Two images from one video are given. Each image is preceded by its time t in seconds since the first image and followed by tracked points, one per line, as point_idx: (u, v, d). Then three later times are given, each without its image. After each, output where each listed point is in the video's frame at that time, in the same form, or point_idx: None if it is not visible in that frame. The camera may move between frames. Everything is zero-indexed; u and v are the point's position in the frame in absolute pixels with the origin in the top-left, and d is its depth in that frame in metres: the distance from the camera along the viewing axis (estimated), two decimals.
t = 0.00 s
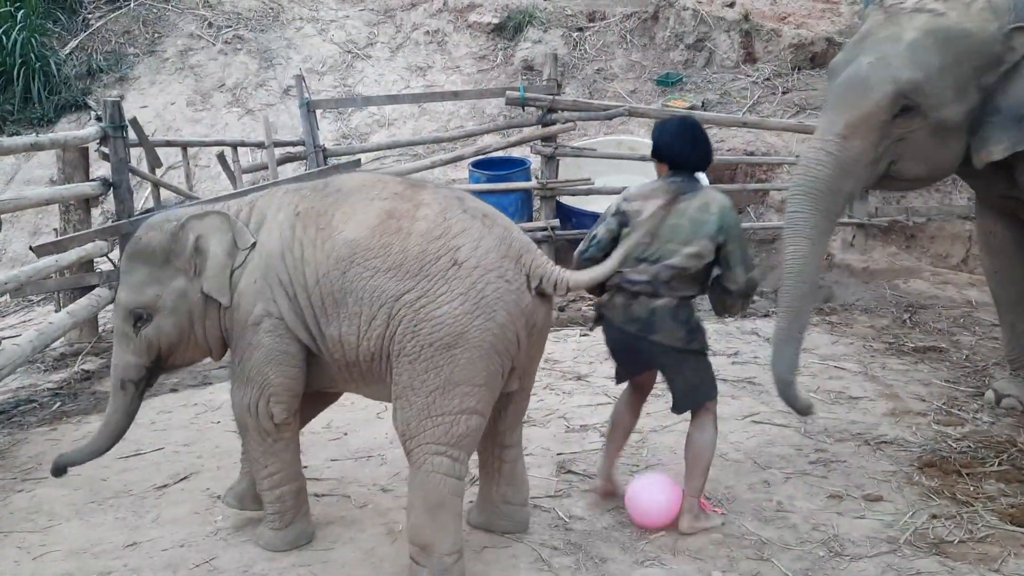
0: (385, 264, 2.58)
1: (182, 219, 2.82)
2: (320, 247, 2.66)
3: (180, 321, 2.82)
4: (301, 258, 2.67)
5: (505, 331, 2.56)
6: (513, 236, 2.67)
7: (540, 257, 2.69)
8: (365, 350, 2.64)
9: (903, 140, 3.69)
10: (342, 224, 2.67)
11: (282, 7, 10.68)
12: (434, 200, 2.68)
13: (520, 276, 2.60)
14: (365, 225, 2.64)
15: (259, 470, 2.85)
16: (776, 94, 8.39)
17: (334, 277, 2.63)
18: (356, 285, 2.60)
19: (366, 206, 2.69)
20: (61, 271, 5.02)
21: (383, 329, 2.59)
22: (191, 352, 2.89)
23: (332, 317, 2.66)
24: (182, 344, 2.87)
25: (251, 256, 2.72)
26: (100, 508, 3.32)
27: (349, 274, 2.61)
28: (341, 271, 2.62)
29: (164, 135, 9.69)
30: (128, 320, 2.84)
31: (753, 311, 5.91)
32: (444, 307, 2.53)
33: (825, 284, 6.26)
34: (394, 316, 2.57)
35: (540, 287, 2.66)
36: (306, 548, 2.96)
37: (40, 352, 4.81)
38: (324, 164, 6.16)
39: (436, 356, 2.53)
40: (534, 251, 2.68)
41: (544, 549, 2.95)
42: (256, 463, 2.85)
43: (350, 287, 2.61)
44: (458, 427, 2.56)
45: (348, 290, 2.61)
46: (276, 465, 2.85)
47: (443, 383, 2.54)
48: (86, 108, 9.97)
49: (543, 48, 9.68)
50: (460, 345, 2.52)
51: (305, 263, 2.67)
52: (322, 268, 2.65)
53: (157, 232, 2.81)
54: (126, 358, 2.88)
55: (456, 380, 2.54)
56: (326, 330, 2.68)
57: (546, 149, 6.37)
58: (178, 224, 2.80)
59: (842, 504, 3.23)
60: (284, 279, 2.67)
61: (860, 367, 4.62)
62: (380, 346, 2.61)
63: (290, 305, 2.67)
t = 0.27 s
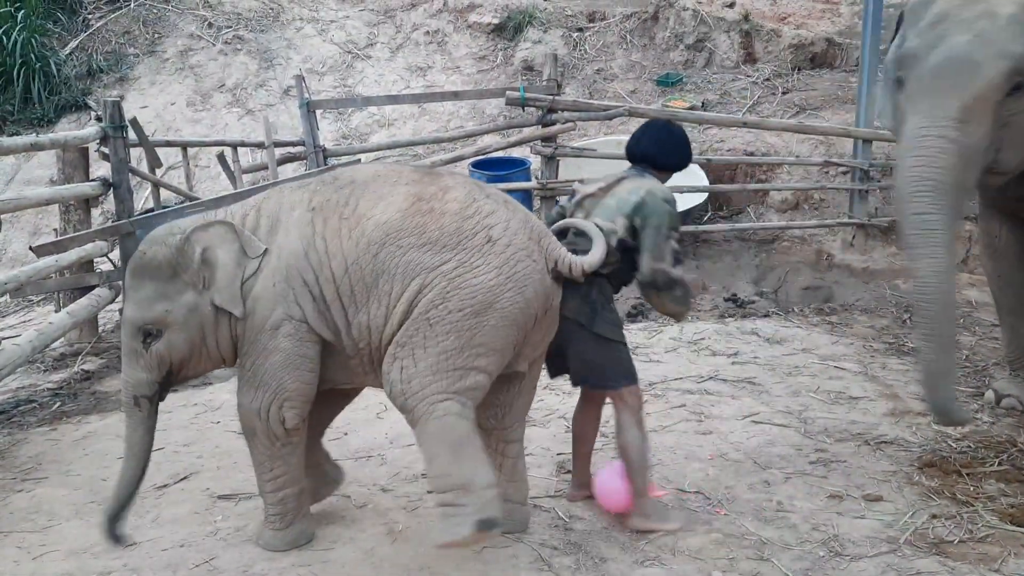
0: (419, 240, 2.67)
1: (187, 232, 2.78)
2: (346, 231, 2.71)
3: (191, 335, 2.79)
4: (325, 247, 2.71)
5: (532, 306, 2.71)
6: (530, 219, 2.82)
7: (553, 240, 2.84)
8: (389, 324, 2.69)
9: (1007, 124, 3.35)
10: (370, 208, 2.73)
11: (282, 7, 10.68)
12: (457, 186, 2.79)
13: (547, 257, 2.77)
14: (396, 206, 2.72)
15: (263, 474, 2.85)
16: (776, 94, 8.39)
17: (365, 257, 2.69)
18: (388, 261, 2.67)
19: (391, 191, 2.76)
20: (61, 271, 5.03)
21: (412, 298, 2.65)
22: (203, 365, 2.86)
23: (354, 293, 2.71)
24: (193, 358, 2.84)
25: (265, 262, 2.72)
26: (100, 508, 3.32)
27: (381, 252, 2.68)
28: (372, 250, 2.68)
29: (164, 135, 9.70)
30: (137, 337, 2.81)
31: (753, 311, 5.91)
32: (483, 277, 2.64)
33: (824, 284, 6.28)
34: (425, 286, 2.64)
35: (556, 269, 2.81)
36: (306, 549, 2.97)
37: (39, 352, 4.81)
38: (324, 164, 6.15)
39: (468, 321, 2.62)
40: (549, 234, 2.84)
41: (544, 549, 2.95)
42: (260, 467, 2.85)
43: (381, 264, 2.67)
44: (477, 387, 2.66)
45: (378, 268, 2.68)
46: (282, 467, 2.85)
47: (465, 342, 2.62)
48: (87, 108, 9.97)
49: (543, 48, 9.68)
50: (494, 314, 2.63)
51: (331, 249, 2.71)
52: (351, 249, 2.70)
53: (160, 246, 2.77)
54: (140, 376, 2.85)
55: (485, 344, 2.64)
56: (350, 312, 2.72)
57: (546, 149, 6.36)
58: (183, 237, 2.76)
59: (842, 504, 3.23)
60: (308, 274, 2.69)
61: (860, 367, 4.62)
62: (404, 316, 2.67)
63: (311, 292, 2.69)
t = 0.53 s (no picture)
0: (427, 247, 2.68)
1: (186, 228, 2.80)
2: (342, 232, 2.72)
3: (187, 332, 2.81)
4: (319, 247, 2.71)
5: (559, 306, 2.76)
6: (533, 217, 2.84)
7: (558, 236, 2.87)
8: (403, 332, 2.70)
9: None
10: (365, 209, 2.74)
11: (282, 8, 10.68)
12: (456, 186, 2.80)
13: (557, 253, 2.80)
14: (396, 212, 2.71)
15: (261, 475, 2.86)
16: (776, 94, 8.39)
17: (362, 258, 2.69)
18: (394, 266, 2.68)
19: (387, 192, 2.77)
20: (61, 271, 5.02)
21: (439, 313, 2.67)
22: (198, 364, 2.87)
23: (361, 300, 2.71)
24: (189, 356, 2.85)
25: (259, 262, 2.72)
26: (100, 508, 3.32)
27: (382, 254, 2.68)
28: (371, 253, 2.69)
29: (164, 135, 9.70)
30: (134, 334, 2.83)
31: (753, 311, 5.91)
32: (506, 288, 2.66)
33: (824, 285, 6.32)
34: (450, 300, 2.66)
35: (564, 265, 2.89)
36: (305, 549, 2.97)
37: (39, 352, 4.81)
38: (324, 164, 6.15)
39: (507, 336, 2.65)
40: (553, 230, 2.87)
41: (543, 549, 2.95)
42: (257, 468, 2.86)
43: (383, 268, 2.68)
44: (539, 402, 2.71)
45: (380, 271, 2.68)
46: (278, 469, 2.85)
47: (519, 360, 2.66)
48: (86, 108, 9.97)
49: (543, 48, 9.68)
50: (529, 323, 2.67)
51: (325, 250, 2.71)
52: (349, 252, 2.70)
53: (160, 243, 2.79)
54: (138, 372, 2.88)
55: (530, 357, 2.67)
56: (349, 314, 2.72)
57: (546, 149, 6.36)
58: (182, 234, 2.77)
59: (842, 504, 3.23)
60: (301, 274, 2.69)
61: (860, 367, 4.62)
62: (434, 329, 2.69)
63: (305, 293, 2.69)
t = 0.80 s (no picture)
0: (435, 283, 2.62)
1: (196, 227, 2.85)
2: (350, 258, 2.67)
3: (193, 324, 2.84)
4: (325, 270, 2.68)
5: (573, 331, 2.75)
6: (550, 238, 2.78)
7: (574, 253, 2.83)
8: (414, 363, 2.68)
9: None
10: (371, 236, 2.67)
11: (282, 7, 10.67)
12: (468, 210, 2.71)
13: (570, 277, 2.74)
14: (406, 243, 2.64)
15: (264, 477, 2.85)
16: (776, 94, 8.39)
17: (369, 289, 2.64)
18: (403, 299, 2.62)
19: (396, 218, 2.69)
20: (60, 271, 5.02)
21: (453, 351, 2.64)
22: (205, 358, 2.90)
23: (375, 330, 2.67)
24: (196, 350, 2.88)
25: (261, 268, 2.71)
26: (99, 508, 3.32)
27: (388, 287, 2.63)
28: (378, 285, 2.64)
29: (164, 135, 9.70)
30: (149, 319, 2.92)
31: (753, 311, 5.90)
32: (518, 325, 2.63)
33: (824, 285, 6.23)
34: (463, 338, 2.63)
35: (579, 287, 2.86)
36: (304, 550, 2.96)
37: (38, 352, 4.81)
38: (324, 164, 6.15)
39: (523, 372, 2.65)
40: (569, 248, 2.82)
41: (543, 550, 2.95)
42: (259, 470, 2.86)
43: (390, 301, 2.63)
44: (558, 432, 2.73)
45: (387, 303, 2.64)
46: (280, 473, 2.84)
47: (538, 391, 2.68)
48: (86, 108, 9.97)
49: (543, 48, 9.67)
50: (544, 356, 2.67)
51: (331, 274, 2.67)
52: (355, 281, 2.65)
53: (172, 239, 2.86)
54: (153, 359, 2.96)
55: (547, 389, 2.69)
56: (359, 339, 2.69)
57: (546, 149, 6.36)
58: (195, 232, 2.84)
59: (842, 505, 3.22)
60: (308, 290, 2.67)
61: (860, 368, 4.62)
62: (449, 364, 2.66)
63: (316, 314, 2.68)
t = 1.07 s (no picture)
0: (436, 298, 2.55)
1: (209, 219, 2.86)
2: (350, 271, 2.60)
3: (203, 314, 2.86)
4: (330, 280, 2.62)
5: (589, 328, 2.68)
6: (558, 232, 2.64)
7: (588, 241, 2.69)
8: (426, 369, 2.66)
9: None
10: (369, 248, 2.60)
11: (282, 7, 10.66)
12: (462, 219, 2.60)
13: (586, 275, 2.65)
14: (401, 261, 2.57)
15: (267, 473, 2.86)
16: (776, 94, 8.39)
17: (372, 302, 2.58)
18: (406, 313, 2.58)
19: (392, 228, 2.60)
20: (60, 272, 5.02)
21: (464, 357, 2.62)
22: (220, 347, 2.90)
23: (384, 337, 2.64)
24: (210, 339, 2.89)
25: (270, 268, 2.71)
26: (98, 509, 3.32)
27: (392, 299, 2.57)
28: (380, 296, 2.58)
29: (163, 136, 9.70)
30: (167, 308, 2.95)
31: (753, 311, 5.90)
32: (530, 330, 2.59)
33: (824, 284, 6.23)
34: (473, 345, 2.61)
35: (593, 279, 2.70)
36: (304, 550, 2.97)
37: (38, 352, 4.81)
38: (324, 164, 6.14)
39: (538, 374, 2.63)
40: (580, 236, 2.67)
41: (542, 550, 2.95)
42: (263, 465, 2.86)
43: (395, 312, 2.58)
44: (575, 426, 2.72)
45: (392, 315, 2.58)
46: (286, 472, 2.85)
47: (552, 392, 2.66)
48: (85, 109, 9.96)
49: (543, 48, 9.67)
50: (560, 356, 2.64)
51: (336, 285, 2.62)
52: (358, 297, 2.60)
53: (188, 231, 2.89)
54: (174, 346, 2.99)
55: (564, 386, 2.67)
56: (373, 346, 2.67)
57: (546, 149, 6.36)
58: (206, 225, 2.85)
59: (842, 505, 3.22)
60: (318, 295, 2.64)
61: (859, 368, 4.61)
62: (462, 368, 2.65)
63: (327, 320, 2.66)
